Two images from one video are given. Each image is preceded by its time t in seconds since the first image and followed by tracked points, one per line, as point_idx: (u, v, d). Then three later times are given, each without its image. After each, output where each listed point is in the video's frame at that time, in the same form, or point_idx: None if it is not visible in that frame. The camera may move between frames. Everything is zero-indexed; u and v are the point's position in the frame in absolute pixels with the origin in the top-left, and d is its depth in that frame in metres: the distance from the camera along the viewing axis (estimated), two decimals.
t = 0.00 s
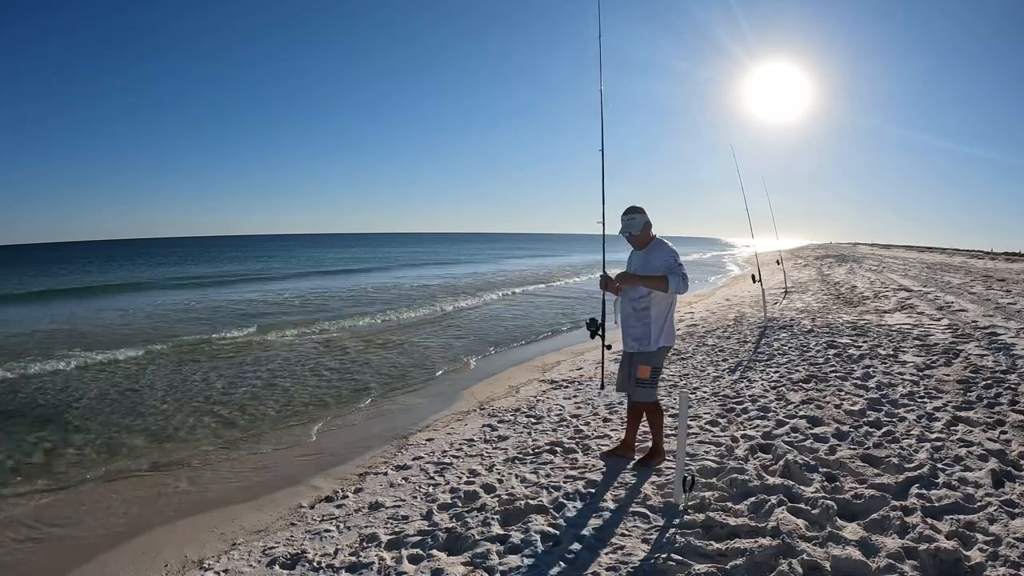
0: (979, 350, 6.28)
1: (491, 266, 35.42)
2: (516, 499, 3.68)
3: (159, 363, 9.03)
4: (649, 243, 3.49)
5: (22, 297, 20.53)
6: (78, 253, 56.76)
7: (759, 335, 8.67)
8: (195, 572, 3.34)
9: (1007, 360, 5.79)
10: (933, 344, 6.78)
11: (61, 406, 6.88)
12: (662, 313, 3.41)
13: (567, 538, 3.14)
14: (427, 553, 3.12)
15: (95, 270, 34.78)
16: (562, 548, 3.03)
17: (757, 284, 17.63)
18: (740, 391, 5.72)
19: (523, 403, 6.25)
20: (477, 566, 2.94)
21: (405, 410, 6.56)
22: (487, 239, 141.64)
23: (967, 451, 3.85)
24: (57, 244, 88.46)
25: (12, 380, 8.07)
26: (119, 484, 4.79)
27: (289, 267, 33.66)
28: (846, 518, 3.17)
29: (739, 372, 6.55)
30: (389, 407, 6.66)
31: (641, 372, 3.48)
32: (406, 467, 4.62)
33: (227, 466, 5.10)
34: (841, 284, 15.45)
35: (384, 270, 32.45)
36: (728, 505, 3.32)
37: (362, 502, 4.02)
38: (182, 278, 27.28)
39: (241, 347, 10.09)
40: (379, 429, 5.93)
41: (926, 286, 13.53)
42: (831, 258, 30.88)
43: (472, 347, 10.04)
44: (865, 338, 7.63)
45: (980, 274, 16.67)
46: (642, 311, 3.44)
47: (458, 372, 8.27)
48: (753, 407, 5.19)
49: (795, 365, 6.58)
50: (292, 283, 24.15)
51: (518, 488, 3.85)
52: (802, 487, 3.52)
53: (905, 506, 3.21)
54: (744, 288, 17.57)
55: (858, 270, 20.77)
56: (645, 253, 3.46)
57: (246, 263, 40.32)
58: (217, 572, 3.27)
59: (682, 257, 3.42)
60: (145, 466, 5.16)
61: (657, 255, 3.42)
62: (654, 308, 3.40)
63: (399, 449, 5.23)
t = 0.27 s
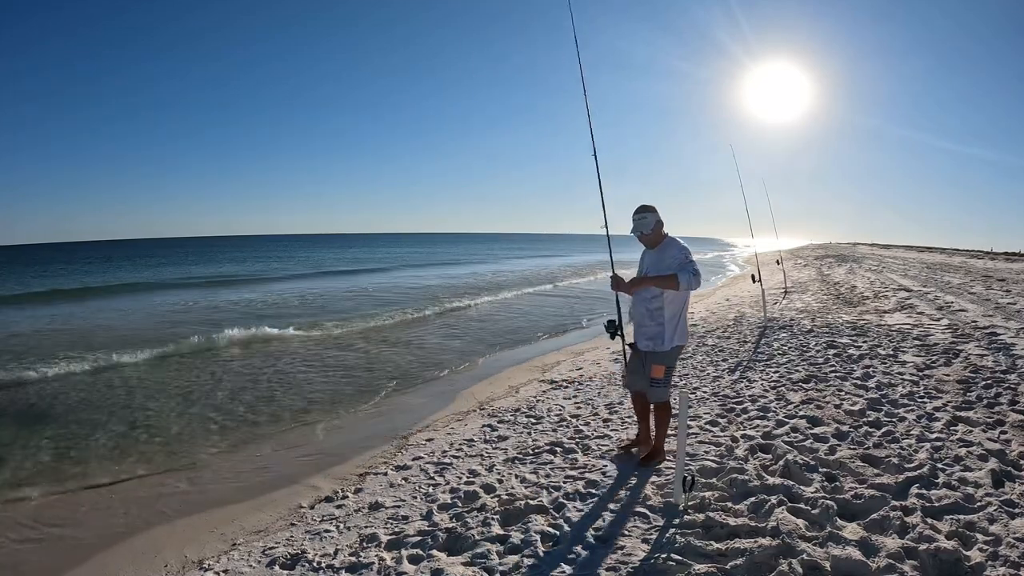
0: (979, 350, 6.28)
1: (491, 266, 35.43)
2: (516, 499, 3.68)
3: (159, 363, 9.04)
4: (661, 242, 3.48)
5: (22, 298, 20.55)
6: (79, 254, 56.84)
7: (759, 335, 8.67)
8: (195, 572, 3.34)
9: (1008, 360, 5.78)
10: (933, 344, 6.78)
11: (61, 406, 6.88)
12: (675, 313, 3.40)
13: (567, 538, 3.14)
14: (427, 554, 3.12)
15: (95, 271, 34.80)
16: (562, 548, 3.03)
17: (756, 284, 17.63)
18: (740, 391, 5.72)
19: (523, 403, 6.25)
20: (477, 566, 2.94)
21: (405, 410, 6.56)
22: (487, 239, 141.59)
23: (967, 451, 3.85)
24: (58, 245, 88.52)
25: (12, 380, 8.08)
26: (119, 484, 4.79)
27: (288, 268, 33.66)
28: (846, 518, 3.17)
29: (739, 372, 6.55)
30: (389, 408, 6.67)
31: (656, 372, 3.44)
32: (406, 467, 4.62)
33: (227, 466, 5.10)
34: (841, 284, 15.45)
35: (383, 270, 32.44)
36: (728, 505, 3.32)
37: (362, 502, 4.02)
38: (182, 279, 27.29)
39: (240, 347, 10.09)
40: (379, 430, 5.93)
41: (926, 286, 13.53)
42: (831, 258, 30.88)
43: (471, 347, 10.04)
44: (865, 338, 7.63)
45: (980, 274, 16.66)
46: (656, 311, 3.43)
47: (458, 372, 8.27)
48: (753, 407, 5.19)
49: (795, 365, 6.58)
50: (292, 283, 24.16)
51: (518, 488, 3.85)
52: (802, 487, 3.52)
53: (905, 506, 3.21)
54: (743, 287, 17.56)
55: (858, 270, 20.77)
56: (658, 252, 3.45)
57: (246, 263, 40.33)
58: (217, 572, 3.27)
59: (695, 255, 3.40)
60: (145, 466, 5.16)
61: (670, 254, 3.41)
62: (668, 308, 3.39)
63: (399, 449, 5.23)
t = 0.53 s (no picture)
0: (979, 350, 6.27)
1: (491, 266, 35.42)
2: (516, 499, 3.68)
3: (159, 363, 9.03)
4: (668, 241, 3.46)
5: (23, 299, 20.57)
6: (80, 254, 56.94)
7: (759, 335, 8.67)
8: (195, 572, 3.34)
9: (1008, 360, 5.78)
10: (933, 344, 6.78)
11: (61, 406, 6.89)
12: (683, 312, 3.40)
13: (567, 538, 3.15)
14: (427, 554, 3.12)
15: (95, 272, 34.81)
16: (562, 549, 3.03)
17: (756, 284, 17.63)
18: (740, 392, 5.72)
19: (523, 403, 6.25)
20: (477, 566, 2.94)
21: (406, 410, 6.56)
22: (487, 239, 141.54)
23: (967, 451, 3.85)
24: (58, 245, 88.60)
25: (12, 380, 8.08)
26: (118, 484, 4.79)
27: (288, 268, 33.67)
28: (846, 518, 3.17)
29: (739, 372, 6.55)
30: (390, 407, 6.67)
31: (660, 370, 3.45)
32: (406, 468, 4.62)
33: (227, 466, 5.10)
34: (841, 284, 15.45)
35: (383, 271, 32.44)
36: (728, 505, 3.32)
37: (362, 502, 4.02)
38: (181, 279, 27.26)
39: (239, 348, 10.08)
40: (379, 430, 5.93)
41: (926, 286, 13.52)
42: (831, 258, 30.88)
43: (471, 347, 10.04)
44: (865, 338, 7.63)
45: (980, 274, 16.65)
46: (665, 310, 3.42)
47: (458, 372, 8.28)
48: (753, 407, 5.19)
49: (795, 365, 6.58)
50: (291, 284, 24.15)
51: (518, 488, 3.85)
52: (802, 487, 3.52)
53: (905, 506, 3.21)
54: (744, 287, 17.56)
55: (857, 270, 20.77)
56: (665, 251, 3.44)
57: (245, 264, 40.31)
58: (217, 572, 3.27)
59: (704, 254, 3.40)
60: (145, 466, 5.16)
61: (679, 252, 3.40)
62: (677, 307, 3.39)
63: (399, 449, 5.23)
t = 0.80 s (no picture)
0: (979, 350, 6.27)
1: (491, 266, 35.39)
2: (516, 499, 3.68)
3: (159, 363, 9.03)
4: (674, 240, 3.46)
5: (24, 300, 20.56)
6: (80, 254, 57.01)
7: (759, 335, 8.67)
8: (195, 572, 3.34)
9: (1008, 360, 5.78)
10: (932, 344, 6.78)
11: (61, 406, 6.89)
12: (693, 309, 3.42)
13: (567, 538, 3.15)
14: (427, 554, 3.12)
15: (95, 272, 34.81)
16: (562, 549, 3.04)
17: (756, 284, 17.64)
18: (740, 392, 5.72)
19: (523, 403, 6.25)
20: (477, 566, 2.94)
21: (406, 410, 6.56)
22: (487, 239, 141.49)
23: (967, 451, 3.85)
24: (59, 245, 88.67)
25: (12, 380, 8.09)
26: (119, 485, 4.78)
27: (288, 269, 33.66)
28: (846, 518, 3.18)
29: (739, 372, 6.55)
30: (390, 407, 6.67)
31: (669, 366, 3.47)
32: (406, 468, 4.62)
33: (226, 466, 5.10)
34: (841, 284, 15.45)
35: (383, 271, 32.44)
36: (728, 505, 3.32)
37: (362, 502, 4.02)
38: (181, 280, 27.25)
39: (239, 347, 10.08)
40: (379, 430, 5.93)
41: (926, 286, 13.50)
42: (831, 258, 30.88)
43: (471, 347, 10.04)
44: (865, 338, 7.63)
45: (980, 274, 16.64)
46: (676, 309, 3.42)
47: (458, 372, 8.27)
48: (753, 407, 5.19)
49: (795, 365, 6.58)
50: (291, 284, 24.14)
51: (518, 488, 3.85)
52: (802, 487, 3.53)
53: (905, 506, 3.21)
54: (744, 287, 17.55)
55: (857, 270, 20.76)
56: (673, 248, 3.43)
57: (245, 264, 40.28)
58: (217, 572, 3.27)
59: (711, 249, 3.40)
60: (145, 466, 5.16)
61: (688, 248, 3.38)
62: (688, 305, 3.39)
63: (399, 449, 5.23)
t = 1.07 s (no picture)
0: (979, 350, 6.27)
1: (490, 266, 35.38)
2: (516, 499, 3.68)
3: (158, 363, 9.03)
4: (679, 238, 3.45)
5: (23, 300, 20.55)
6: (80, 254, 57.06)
7: (758, 335, 8.67)
8: (195, 572, 3.34)
9: (1007, 360, 5.78)
10: (932, 344, 6.77)
11: (60, 406, 6.88)
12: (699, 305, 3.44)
13: (567, 538, 3.15)
14: (427, 554, 3.12)
15: (95, 272, 34.81)
16: (562, 549, 3.04)
17: (756, 284, 17.65)
18: (739, 392, 5.72)
19: (523, 403, 6.25)
20: (476, 566, 2.94)
21: (406, 410, 6.56)
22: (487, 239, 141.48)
23: (966, 451, 3.85)
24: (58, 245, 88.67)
25: (12, 380, 8.08)
26: (119, 485, 4.78)
27: (288, 269, 33.63)
28: (846, 518, 3.18)
29: (738, 372, 6.55)
30: (390, 407, 6.67)
31: (679, 365, 3.35)
32: (406, 468, 4.62)
33: (226, 466, 5.09)
34: (841, 284, 15.45)
35: (383, 271, 32.43)
36: (728, 505, 3.32)
37: (361, 502, 4.02)
38: (181, 280, 27.26)
39: (239, 347, 10.08)
40: (379, 430, 5.93)
41: (925, 286, 13.50)
42: (831, 258, 30.88)
43: (470, 347, 10.05)
44: (865, 338, 7.63)
45: (980, 274, 16.63)
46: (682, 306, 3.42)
47: (457, 372, 8.28)
48: (752, 407, 5.19)
49: (794, 365, 6.58)
50: (290, 285, 24.13)
51: (517, 488, 3.85)
52: (802, 487, 3.52)
53: (904, 506, 3.21)
54: (743, 287, 17.55)
55: (857, 270, 20.75)
56: (678, 247, 3.34)
57: (245, 264, 40.25)
58: (217, 572, 3.27)
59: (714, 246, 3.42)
60: (144, 466, 5.16)
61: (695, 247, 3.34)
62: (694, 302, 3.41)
63: (398, 449, 5.23)
